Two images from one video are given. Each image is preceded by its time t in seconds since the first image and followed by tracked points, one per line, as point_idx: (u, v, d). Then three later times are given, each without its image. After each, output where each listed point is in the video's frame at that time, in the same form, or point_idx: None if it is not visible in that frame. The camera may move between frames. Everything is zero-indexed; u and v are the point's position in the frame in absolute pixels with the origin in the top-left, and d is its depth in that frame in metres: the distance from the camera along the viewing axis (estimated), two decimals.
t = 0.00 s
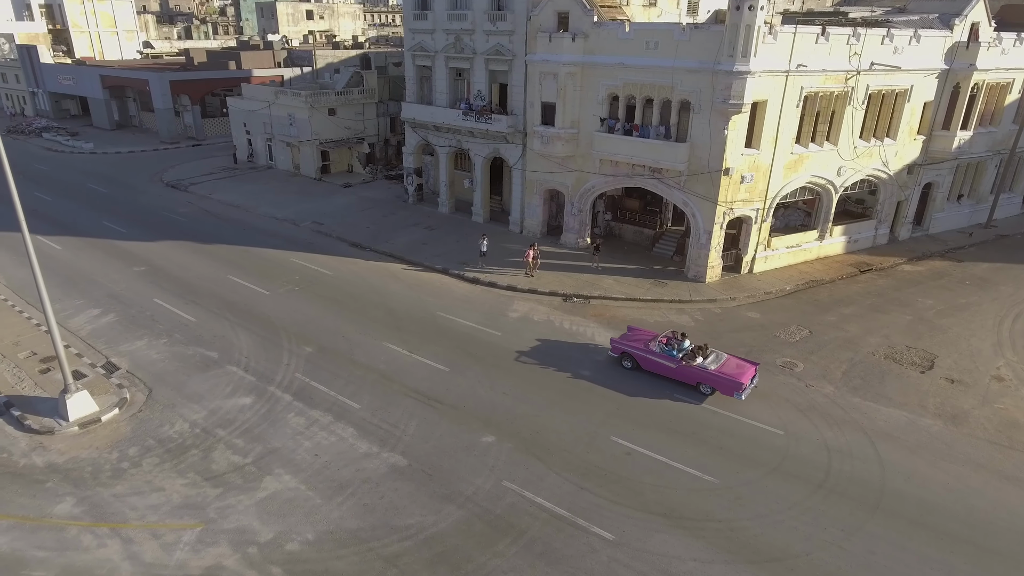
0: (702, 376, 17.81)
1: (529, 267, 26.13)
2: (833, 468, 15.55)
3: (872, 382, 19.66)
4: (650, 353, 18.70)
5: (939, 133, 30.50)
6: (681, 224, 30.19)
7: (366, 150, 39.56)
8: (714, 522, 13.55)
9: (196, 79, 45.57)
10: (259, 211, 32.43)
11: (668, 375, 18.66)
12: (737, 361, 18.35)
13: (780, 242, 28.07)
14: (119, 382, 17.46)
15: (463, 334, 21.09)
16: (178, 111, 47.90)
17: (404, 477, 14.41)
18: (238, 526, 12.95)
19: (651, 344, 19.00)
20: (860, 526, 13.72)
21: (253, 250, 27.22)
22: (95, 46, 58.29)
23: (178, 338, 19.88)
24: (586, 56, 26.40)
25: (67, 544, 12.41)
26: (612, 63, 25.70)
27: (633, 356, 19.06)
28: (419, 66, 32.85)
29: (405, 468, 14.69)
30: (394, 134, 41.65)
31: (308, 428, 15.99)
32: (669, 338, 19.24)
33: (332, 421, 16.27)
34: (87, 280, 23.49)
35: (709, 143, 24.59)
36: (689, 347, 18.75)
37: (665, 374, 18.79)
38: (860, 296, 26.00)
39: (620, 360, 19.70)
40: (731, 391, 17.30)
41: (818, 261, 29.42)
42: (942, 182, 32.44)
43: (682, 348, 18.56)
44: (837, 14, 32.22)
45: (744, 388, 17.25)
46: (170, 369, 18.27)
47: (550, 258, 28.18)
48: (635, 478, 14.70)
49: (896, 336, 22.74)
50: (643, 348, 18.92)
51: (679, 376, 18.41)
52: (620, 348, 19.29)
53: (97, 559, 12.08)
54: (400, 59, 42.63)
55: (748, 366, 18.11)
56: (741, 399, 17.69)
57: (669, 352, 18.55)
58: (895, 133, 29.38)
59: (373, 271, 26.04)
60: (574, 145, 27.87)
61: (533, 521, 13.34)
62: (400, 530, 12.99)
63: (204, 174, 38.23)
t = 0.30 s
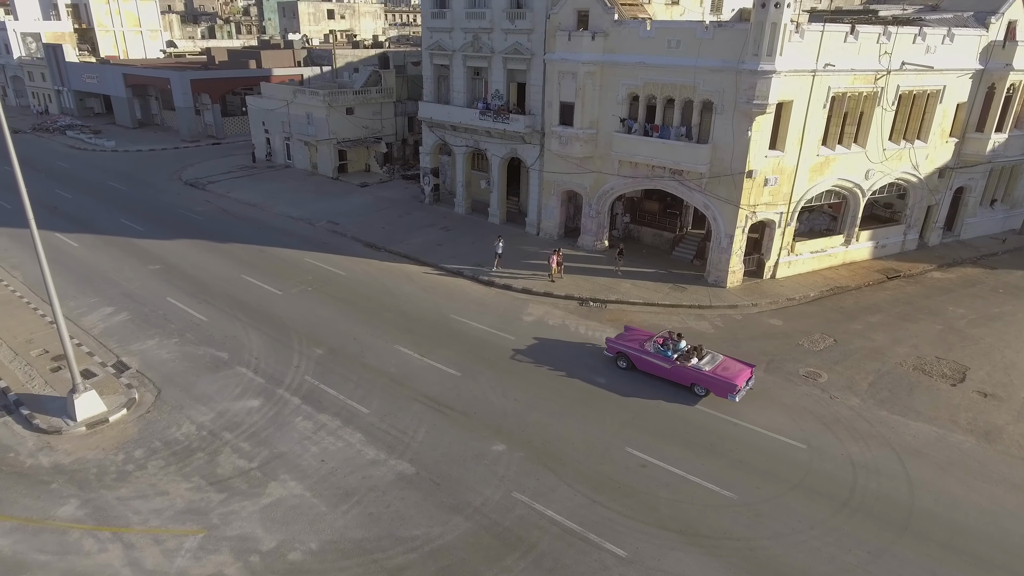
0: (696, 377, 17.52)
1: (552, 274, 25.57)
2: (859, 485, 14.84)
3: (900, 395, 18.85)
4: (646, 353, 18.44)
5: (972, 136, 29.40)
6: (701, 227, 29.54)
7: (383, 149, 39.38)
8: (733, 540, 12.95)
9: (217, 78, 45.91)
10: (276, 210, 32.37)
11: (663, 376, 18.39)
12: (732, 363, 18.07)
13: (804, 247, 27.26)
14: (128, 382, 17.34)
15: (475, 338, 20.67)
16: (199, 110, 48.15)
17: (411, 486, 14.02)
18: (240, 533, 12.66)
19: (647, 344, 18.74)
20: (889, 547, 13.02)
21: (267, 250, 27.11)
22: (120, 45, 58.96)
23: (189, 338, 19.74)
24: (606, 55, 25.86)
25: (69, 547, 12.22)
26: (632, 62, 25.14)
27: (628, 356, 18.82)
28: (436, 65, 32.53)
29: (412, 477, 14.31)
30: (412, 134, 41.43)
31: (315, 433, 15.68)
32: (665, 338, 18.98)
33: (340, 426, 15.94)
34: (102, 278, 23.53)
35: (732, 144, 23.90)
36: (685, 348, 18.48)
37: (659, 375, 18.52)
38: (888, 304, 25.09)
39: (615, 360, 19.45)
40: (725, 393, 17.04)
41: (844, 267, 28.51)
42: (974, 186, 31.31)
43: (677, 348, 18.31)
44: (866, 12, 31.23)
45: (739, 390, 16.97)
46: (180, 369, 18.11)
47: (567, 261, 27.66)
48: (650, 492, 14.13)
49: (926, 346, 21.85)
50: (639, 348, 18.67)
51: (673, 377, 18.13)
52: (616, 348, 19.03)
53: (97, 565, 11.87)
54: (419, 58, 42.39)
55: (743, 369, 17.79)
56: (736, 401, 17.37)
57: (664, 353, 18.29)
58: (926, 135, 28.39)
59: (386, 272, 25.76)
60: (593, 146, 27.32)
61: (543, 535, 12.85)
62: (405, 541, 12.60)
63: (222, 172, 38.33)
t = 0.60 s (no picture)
0: (689, 378, 17.32)
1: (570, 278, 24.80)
2: (881, 502, 14.19)
3: (924, 407, 18.11)
4: (640, 353, 18.29)
5: (1001, 138, 28.44)
6: (718, 230, 28.89)
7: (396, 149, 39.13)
8: (748, 560, 12.37)
9: (231, 77, 46.07)
10: (287, 209, 32.22)
11: (658, 376, 18.20)
12: (728, 364, 17.81)
13: (824, 251, 26.54)
14: (133, 383, 17.16)
15: (485, 341, 20.26)
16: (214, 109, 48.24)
17: (415, 495, 13.62)
18: (239, 541, 12.34)
19: (641, 344, 18.58)
20: (915, 569, 12.38)
21: (277, 249, 26.93)
22: (138, 44, 59.37)
23: (196, 338, 19.55)
24: (622, 54, 25.33)
25: (65, 553, 11.99)
26: (648, 61, 24.60)
27: (622, 356, 18.67)
28: (450, 64, 32.18)
29: (417, 486, 13.91)
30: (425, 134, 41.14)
31: (319, 438, 15.35)
32: (660, 338, 18.79)
33: (345, 432, 15.59)
34: (112, 277, 23.46)
35: (751, 146, 23.27)
36: (679, 348, 18.29)
37: (654, 375, 18.34)
38: (912, 311, 24.27)
39: (610, 360, 19.31)
40: (718, 394, 16.82)
41: (865, 272, 27.72)
42: (1002, 190, 30.31)
43: (672, 348, 18.13)
44: (891, 11, 30.36)
45: (732, 392, 16.74)
46: (185, 370, 17.90)
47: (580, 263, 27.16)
48: (662, 506, 13.59)
49: (952, 356, 21.05)
50: (633, 348, 18.52)
51: (667, 378, 17.94)
52: (610, 348, 18.90)
53: (93, 572, 11.61)
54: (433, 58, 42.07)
55: (738, 370, 17.54)
56: (729, 403, 17.12)
57: (658, 353, 18.11)
58: (952, 137, 27.52)
59: (396, 273, 25.43)
60: (607, 146, 26.79)
61: (550, 550, 12.37)
62: (407, 553, 12.19)
63: (235, 171, 38.31)
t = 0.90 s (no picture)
0: (680, 378, 17.15)
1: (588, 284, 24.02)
2: (904, 520, 13.54)
3: (947, 419, 17.40)
4: (631, 352, 18.08)
5: None
6: (731, 233, 28.21)
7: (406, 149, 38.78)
8: None
9: (242, 76, 46.06)
10: (295, 209, 31.96)
11: (648, 376, 18.02)
12: (719, 364, 17.64)
13: (841, 255, 25.81)
14: (133, 386, 16.87)
15: (491, 346, 19.80)
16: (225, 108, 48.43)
17: (416, 506, 13.17)
18: (234, 553, 11.95)
19: (633, 344, 18.37)
20: None
21: (283, 250, 26.65)
22: (151, 43, 59.60)
23: (198, 340, 19.25)
24: (635, 52, 24.78)
25: (56, 563, 11.65)
26: (662, 60, 24.03)
27: (613, 355, 18.47)
28: (459, 62, 31.77)
29: (419, 496, 13.46)
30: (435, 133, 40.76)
31: (320, 445, 14.95)
32: (652, 338, 18.60)
33: (346, 439, 15.18)
34: (117, 277, 23.26)
35: (767, 146, 22.62)
36: (671, 348, 18.14)
37: (644, 375, 18.15)
38: (933, 318, 23.49)
39: (601, 359, 19.10)
40: (708, 395, 16.66)
41: (884, 278, 26.94)
42: None
43: (663, 348, 17.94)
44: (913, 9, 29.52)
45: (722, 393, 16.58)
46: (186, 373, 17.60)
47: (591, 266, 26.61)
48: (673, 521, 13.04)
49: (976, 365, 20.28)
50: (625, 347, 18.30)
51: (658, 378, 17.76)
52: (602, 347, 18.69)
53: None
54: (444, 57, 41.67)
55: (729, 370, 17.38)
56: (719, 404, 16.97)
57: (649, 353, 17.92)
58: (976, 139, 26.69)
59: (403, 275, 25.03)
60: (619, 147, 26.25)
61: (555, 566, 11.87)
62: (407, 568, 11.74)
63: (244, 170, 38.14)
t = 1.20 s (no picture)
0: (672, 379, 16.88)
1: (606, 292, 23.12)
2: (931, 541, 12.85)
3: (974, 433, 16.63)
4: (623, 352, 17.83)
5: None
6: (747, 236, 27.47)
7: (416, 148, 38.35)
8: None
9: (252, 75, 46.01)
10: (303, 209, 31.64)
11: (640, 377, 17.75)
12: (713, 365, 17.37)
13: (861, 260, 25.04)
14: (132, 389, 16.53)
15: (498, 351, 19.27)
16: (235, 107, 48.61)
17: (417, 520, 12.67)
18: (228, 567, 11.52)
19: (626, 344, 18.12)
20: None
21: (289, 250, 26.31)
22: (163, 42, 59.80)
23: (200, 343, 18.91)
24: (649, 50, 24.18)
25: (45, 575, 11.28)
26: (677, 58, 23.40)
27: (606, 355, 18.24)
28: (469, 61, 31.29)
29: (420, 509, 12.97)
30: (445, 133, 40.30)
31: (320, 453, 14.49)
32: (646, 338, 18.34)
33: (347, 447, 14.71)
34: (121, 276, 23.01)
35: (785, 148, 21.93)
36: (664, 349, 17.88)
37: (636, 376, 17.90)
38: (957, 326, 22.66)
39: (594, 359, 18.86)
40: (700, 396, 16.39)
41: (905, 283, 26.10)
42: None
43: (655, 348, 17.69)
44: (937, 5, 28.60)
45: (715, 394, 16.30)
46: (187, 377, 17.24)
47: (602, 269, 25.99)
48: (685, 540, 12.44)
49: (1003, 376, 19.46)
50: (618, 347, 18.05)
51: (650, 378, 17.50)
52: (595, 347, 18.46)
53: None
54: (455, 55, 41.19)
55: (722, 371, 17.09)
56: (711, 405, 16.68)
57: (642, 353, 17.67)
58: (1002, 140, 25.80)
59: (410, 276, 24.58)
60: (632, 147, 25.64)
61: None
62: None
63: (253, 169, 37.93)
